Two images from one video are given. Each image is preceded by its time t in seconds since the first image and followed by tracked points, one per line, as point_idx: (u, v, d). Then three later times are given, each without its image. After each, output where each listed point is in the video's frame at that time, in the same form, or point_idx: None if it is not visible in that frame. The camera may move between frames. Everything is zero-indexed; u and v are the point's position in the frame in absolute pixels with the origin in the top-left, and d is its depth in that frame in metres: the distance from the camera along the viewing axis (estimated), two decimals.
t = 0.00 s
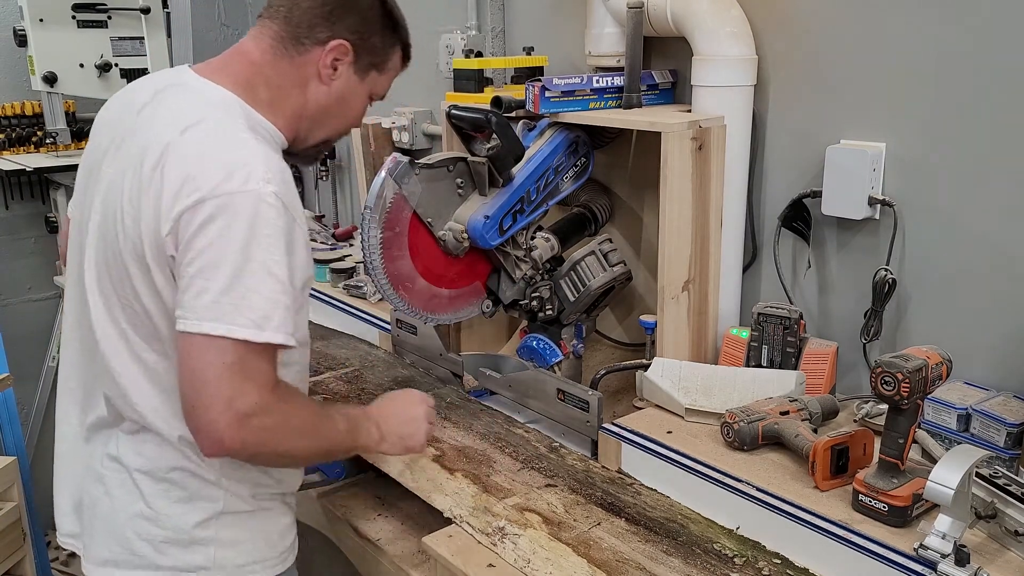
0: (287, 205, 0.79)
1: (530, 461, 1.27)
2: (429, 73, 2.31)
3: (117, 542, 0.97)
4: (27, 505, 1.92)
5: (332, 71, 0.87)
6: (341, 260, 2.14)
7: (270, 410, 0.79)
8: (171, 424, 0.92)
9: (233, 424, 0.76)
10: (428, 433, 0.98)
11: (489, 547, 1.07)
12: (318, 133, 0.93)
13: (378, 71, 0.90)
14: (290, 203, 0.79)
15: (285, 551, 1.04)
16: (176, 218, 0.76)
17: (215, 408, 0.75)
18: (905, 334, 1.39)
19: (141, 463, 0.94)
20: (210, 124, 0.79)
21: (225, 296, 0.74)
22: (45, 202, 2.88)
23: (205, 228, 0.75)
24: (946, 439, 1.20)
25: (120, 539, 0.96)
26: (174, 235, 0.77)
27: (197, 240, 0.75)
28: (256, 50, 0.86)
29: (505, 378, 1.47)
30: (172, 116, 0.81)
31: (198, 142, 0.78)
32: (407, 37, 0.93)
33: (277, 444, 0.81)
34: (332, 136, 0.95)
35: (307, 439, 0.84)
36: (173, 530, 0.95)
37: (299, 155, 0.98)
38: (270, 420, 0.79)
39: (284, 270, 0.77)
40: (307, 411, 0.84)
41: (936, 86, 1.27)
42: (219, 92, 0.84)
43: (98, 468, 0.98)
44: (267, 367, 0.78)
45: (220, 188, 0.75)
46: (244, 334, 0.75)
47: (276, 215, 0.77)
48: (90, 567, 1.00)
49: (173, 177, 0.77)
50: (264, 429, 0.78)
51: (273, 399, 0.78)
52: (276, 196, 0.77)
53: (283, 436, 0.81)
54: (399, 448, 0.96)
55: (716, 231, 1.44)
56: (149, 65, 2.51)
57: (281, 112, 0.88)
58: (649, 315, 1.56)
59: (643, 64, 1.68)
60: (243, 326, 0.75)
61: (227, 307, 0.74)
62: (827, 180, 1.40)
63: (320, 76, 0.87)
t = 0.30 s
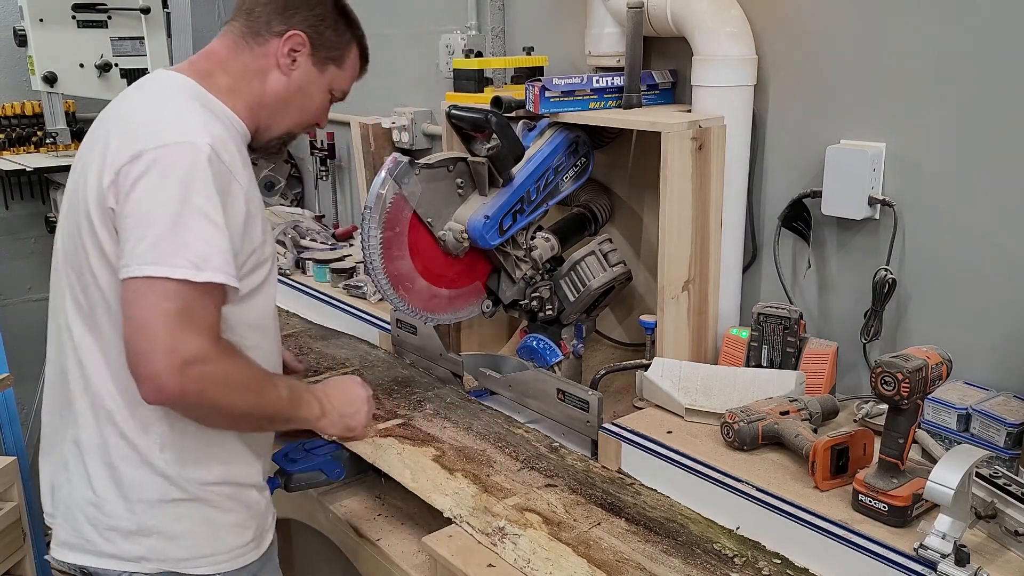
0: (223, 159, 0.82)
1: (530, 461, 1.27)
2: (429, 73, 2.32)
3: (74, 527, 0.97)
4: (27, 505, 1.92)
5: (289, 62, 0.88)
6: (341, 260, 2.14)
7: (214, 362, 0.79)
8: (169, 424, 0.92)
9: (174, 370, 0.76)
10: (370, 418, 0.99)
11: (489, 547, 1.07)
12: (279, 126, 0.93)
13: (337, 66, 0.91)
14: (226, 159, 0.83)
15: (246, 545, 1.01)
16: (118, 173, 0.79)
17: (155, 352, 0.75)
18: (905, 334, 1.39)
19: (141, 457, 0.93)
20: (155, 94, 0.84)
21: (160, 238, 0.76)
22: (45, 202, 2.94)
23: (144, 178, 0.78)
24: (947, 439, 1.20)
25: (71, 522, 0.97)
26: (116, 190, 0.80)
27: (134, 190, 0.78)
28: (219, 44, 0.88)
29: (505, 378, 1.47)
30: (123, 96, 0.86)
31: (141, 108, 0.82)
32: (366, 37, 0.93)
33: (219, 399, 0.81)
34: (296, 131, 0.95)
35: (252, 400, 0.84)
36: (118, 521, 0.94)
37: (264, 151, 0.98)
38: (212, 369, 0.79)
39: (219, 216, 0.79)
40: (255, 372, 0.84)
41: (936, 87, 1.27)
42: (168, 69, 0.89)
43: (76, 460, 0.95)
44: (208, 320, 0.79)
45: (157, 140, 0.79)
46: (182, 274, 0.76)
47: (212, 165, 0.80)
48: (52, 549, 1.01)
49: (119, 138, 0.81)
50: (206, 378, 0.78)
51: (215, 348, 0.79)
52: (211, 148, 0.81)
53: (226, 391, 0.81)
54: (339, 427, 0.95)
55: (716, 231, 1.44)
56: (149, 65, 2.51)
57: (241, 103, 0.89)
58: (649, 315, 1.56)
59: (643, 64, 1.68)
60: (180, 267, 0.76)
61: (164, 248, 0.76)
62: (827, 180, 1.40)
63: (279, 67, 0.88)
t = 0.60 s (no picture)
0: (197, 153, 0.83)
1: (530, 461, 1.27)
2: (430, 72, 2.31)
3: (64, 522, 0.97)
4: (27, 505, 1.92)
5: (264, 55, 0.88)
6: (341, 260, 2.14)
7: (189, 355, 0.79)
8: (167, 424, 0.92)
9: (146, 362, 0.77)
10: (353, 426, 1.02)
11: (489, 547, 1.07)
12: (255, 119, 0.93)
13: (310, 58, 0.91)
14: (200, 153, 0.83)
15: (234, 533, 1.01)
16: (93, 168, 0.80)
17: (127, 343, 0.76)
18: (906, 334, 1.39)
19: (143, 457, 0.93)
20: (130, 90, 0.85)
21: (132, 232, 0.77)
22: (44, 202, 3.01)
23: (116, 172, 0.78)
24: (947, 439, 1.20)
25: (59, 513, 0.98)
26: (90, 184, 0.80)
27: (107, 184, 0.78)
28: (194, 39, 0.88)
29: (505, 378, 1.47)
30: (101, 92, 0.87)
31: (116, 104, 0.83)
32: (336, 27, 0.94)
33: (192, 392, 0.81)
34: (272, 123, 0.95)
35: (226, 396, 0.84)
36: (105, 513, 0.94)
37: (241, 144, 0.98)
38: (185, 363, 0.79)
39: (192, 209, 0.79)
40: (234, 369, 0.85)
41: (937, 87, 1.27)
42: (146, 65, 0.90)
43: (71, 457, 0.95)
44: (183, 313, 0.79)
45: (130, 135, 0.79)
46: (154, 268, 0.77)
47: (184, 159, 0.81)
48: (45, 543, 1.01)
49: (94, 134, 0.81)
50: (178, 371, 0.79)
51: (191, 342, 0.79)
52: (182, 142, 0.81)
53: (200, 383, 0.81)
54: (322, 431, 0.99)
55: (716, 231, 1.44)
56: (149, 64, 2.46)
57: (218, 96, 0.89)
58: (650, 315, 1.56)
59: (643, 64, 1.68)
60: (151, 260, 0.77)
61: (136, 241, 0.76)
62: (827, 180, 1.40)
63: (254, 61, 0.88)
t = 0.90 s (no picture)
0: (208, 170, 0.82)
1: (530, 461, 1.27)
2: (430, 72, 2.31)
3: (62, 524, 0.97)
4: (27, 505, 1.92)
5: (250, 39, 0.86)
6: (341, 260, 2.14)
7: (212, 376, 0.80)
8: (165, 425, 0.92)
9: (174, 388, 0.78)
10: (362, 430, 1.04)
11: (489, 547, 1.07)
12: (248, 111, 0.91)
13: (302, 43, 0.88)
14: (210, 169, 0.83)
15: (244, 541, 1.02)
16: (103, 187, 0.78)
17: (154, 370, 0.76)
18: (906, 334, 1.39)
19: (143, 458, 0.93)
20: (132, 103, 0.83)
21: (152, 257, 0.77)
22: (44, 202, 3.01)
23: (131, 193, 0.77)
24: (947, 439, 1.20)
25: (68, 523, 0.96)
26: (100, 204, 0.79)
27: (121, 205, 0.78)
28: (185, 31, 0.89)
29: (505, 378, 1.47)
30: (99, 103, 0.85)
31: (120, 119, 0.81)
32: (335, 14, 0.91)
33: (216, 413, 0.82)
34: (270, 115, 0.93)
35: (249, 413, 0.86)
36: (121, 520, 0.94)
37: (243, 142, 0.97)
38: (211, 384, 0.80)
39: (209, 230, 0.80)
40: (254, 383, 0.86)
41: (937, 87, 1.27)
42: (142, 72, 0.88)
43: (71, 457, 0.95)
44: (207, 335, 0.80)
45: (141, 154, 0.78)
46: (177, 292, 0.77)
47: (198, 178, 0.80)
48: (46, 553, 1.00)
49: (101, 150, 0.80)
50: (205, 393, 0.80)
51: (214, 363, 0.80)
52: (194, 160, 0.80)
53: (222, 403, 0.82)
54: (334, 438, 1.01)
55: (716, 231, 1.44)
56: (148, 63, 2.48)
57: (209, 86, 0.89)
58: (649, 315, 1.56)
59: (643, 64, 1.68)
60: (174, 285, 0.77)
61: (157, 266, 0.76)
62: (827, 180, 1.40)
63: (239, 46, 0.87)
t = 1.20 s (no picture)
0: (210, 185, 0.82)
1: (530, 461, 1.27)
2: (430, 72, 2.31)
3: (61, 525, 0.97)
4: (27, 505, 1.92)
5: (242, 28, 0.85)
6: (341, 260, 2.14)
7: (215, 401, 0.81)
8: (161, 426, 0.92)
9: (176, 412, 0.78)
10: (372, 451, 1.04)
11: (489, 547, 1.07)
12: (250, 105, 0.90)
13: (299, 28, 0.85)
14: (213, 184, 0.82)
15: (245, 558, 1.02)
16: (103, 201, 0.78)
17: (156, 395, 0.77)
18: (906, 334, 1.39)
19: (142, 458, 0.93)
20: (137, 113, 0.82)
21: (152, 276, 0.76)
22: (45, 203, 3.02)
23: (131, 208, 0.76)
24: (947, 439, 1.20)
25: (68, 534, 0.96)
26: (100, 218, 0.78)
27: (121, 221, 0.77)
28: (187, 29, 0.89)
29: (505, 378, 1.47)
30: (105, 111, 0.84)
31: (124, 130, 0.80)
32: None
33: (219, 438, 0.82)
34: (275, 108, 0.90)
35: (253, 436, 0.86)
36: (122, 534, 0.94)
37: (253, 142, 0.95)
38: (215, 408, 0.81)
39: (209, 248, 0.79)
40: (259, 406, 0.87)
41: (937, 88, 1.27)
42: (150, 80, 0.87)
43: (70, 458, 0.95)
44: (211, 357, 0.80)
45: (141, 168, 0.77)
46: (176, 312, 0.76)
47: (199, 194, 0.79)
48: (44, 561, 1.00)
49: (102, 162, 0.79)
50: (208, 417, 0.80)
51: (218, 387, 0.81)
52: (196, 175, 0.79)
53: (226, 428, 0.83)
54: (343, 459, 1.01)
55: (716, 231, 1.44)
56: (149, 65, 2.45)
57: (210, 82, 0.88)
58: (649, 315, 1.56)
59: (643, 64, 1.68)
60: (172, 304, 0.76)
61: (155, 285, 0.76)
62: (827, 180, 1.40)
63: (232, 36, 0.85)
